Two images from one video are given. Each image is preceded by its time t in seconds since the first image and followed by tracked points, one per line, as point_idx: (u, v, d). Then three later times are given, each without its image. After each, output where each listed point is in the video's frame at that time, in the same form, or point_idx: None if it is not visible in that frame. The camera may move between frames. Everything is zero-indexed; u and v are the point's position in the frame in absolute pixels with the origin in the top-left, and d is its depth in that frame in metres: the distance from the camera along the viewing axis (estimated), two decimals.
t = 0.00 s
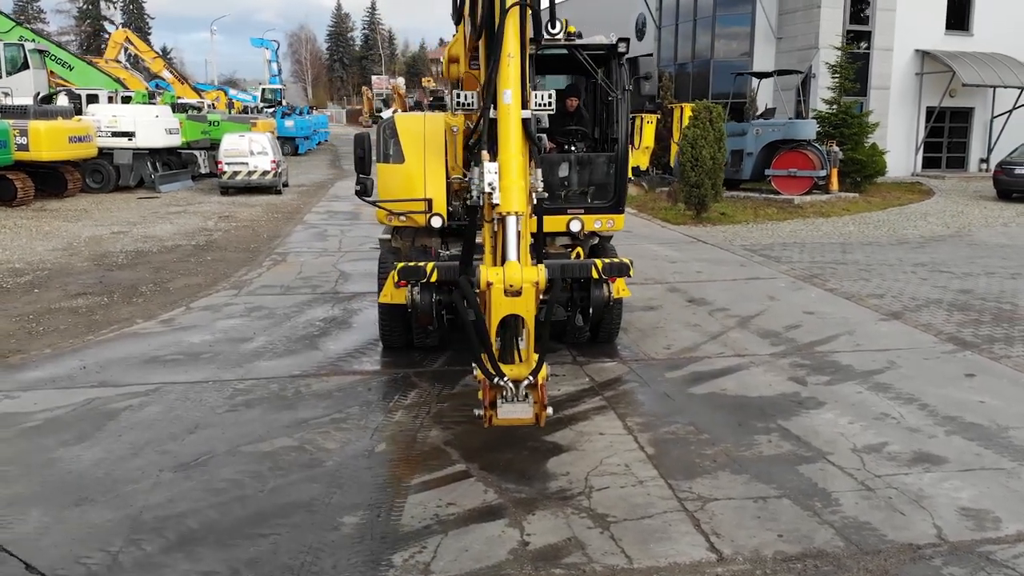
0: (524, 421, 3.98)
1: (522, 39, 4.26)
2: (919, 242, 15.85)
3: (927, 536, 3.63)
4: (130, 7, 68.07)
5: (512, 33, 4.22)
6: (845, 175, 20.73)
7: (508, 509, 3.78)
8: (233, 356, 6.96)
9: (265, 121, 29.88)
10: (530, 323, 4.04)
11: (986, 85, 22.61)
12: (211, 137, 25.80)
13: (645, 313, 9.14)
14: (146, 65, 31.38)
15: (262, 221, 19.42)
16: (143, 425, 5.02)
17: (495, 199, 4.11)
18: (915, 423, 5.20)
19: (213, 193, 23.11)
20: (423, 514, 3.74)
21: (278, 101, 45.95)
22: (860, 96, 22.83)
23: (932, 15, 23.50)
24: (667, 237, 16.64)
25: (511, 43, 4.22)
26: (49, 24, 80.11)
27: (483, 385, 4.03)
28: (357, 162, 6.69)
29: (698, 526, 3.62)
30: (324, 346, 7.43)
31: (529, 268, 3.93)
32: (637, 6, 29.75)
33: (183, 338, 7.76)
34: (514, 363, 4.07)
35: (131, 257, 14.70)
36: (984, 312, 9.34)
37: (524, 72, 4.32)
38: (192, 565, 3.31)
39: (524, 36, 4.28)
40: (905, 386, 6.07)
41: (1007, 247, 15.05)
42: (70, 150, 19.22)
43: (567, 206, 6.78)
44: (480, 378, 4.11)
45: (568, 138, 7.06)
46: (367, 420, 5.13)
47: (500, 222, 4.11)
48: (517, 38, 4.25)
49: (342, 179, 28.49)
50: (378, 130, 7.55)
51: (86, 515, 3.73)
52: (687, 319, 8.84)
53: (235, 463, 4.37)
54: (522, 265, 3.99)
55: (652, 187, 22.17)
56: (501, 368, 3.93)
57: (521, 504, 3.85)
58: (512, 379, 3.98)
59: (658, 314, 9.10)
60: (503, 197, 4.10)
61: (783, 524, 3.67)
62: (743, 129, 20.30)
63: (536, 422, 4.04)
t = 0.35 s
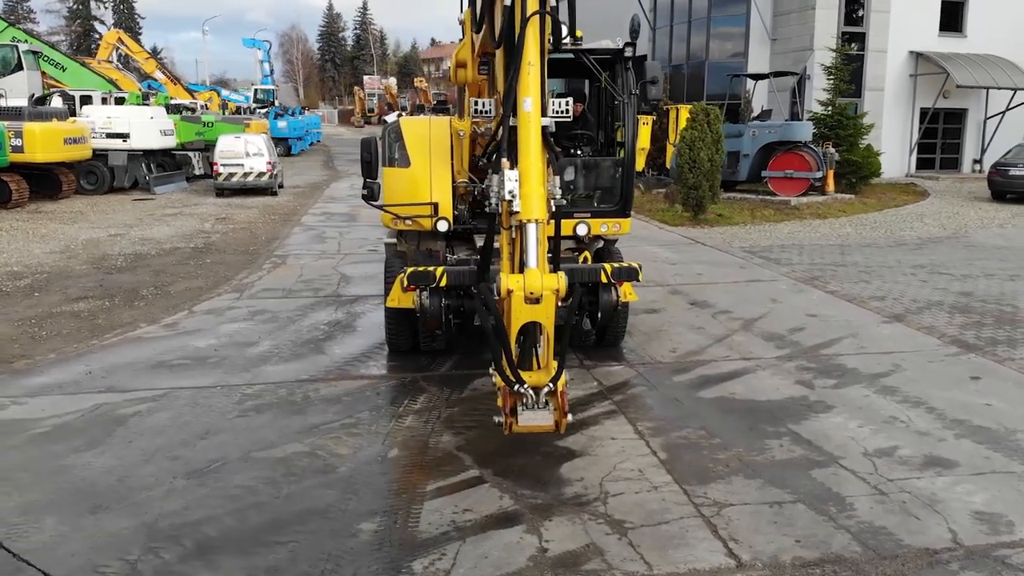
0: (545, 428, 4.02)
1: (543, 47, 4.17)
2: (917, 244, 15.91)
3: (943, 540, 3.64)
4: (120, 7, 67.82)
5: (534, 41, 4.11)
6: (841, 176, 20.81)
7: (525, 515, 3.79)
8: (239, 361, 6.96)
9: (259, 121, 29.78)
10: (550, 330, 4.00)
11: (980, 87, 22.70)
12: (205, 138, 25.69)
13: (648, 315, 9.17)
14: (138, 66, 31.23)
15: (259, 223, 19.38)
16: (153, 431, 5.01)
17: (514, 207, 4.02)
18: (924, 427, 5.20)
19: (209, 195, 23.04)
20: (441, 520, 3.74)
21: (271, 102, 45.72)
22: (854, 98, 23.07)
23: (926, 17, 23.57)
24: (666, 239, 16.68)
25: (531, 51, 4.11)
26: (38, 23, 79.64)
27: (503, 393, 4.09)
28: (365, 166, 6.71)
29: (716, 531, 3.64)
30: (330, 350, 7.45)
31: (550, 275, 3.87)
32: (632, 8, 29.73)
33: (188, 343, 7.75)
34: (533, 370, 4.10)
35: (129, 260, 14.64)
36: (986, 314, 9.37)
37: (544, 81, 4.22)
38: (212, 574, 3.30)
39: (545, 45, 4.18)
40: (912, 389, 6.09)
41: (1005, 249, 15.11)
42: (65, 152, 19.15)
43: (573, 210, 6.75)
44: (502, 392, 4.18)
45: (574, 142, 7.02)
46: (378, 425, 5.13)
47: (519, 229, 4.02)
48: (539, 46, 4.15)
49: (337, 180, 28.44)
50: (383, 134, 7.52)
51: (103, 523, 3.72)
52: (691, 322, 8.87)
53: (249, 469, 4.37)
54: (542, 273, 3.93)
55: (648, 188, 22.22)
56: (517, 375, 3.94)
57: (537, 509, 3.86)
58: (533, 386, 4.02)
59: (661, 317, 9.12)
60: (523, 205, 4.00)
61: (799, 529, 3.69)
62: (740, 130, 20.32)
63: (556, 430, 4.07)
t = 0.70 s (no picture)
0: (564, 436, 3.98)
1: (561, 55, 4.02)
2: (912, 246, 15.98)
3: (956, 545, 3.64)
4: (108, 7, 67.47)
5: (552, 49, 3.95)
6: (834, 178, 20.90)
7: (540, 522, 3.79)
8: (243, 366, 6.94)
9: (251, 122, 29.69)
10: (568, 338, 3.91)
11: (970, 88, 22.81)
12: (196, 139, 25.54)
13: (650, 319, 9.19)
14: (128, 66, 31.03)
15: (254, 226, 19.32)
16: (161, 437, 4.99)
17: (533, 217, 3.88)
18: (930, 430, 5.21)
19: (201, 196, 22.95)
20: (456, 528, 3.74)
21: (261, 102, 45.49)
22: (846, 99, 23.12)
23: (916, 19, 23.69)
24: (662, 241, 16.70)
25: (550, 58, 3.96)
26: (24, 24, 79.14)
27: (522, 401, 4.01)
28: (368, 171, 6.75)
29: (731, 537, 3.65)
30: (334, 355, 7.45)
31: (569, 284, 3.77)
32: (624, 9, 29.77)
33: (190, 348, 7.71)
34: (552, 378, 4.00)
35: (125, 263, 14.57)
36: (985, 317, 9.42)
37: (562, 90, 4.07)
38: None
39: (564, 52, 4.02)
40: (916, 393, 6.11)
41: (999, 250, 15.18)
42: (56, 154, 19.08)
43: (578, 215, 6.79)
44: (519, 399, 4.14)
45: (578, 146, 7.08)
46: (387, 431, 5.12)
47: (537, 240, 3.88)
48: (556, 54, 4.00)
49: (330, 181, 28.34)
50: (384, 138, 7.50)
51: (116, 533, 3.70)
52: (693, 325, 8.90)
53: (260, 477, 4.35)
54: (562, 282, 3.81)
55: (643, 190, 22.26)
56: (537, 383, 3.89)
57: (552, 516, 3.86)
58: (550, 393, 3.95)
59: (663, 320, 9.13)
60: (542, 214, 3.86)
61: (813, 534, 3.69)
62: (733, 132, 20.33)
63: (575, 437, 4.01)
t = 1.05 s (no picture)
0: (583, 445, 3.70)
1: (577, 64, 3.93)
2: (905, 247, 16.09)
3: (968, 548, 3.62)
4: (92, 7, 67.18)
5: (569, 57, 3.87)
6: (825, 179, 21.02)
7: (554, 529, 3.79)
8: (246, 371, 6.92)
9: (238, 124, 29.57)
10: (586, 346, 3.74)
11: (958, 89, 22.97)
12: (185, 140, 25.31)
13: (650, 322, 9.24)
14: (114, 66, 30.73)
15: (246, 228, 19.26)
16: (169, 444, 4.96)
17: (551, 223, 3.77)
18: (935, 433, 5.22)
19: (191, 198, 22.84)
20: (470, 535, 3.74)
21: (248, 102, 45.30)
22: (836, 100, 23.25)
23: (905, 21, 23.83)
24: (657, 243, 16.75)
25: (567, 66, 3.87)
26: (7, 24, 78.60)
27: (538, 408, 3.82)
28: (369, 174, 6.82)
29: (745, 543, 3.66)
30: (336, 359, 7.46)
31: (586, 289, 3.64)
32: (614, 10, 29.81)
33: (191, 352, 7.67)
34: (569, 385, 3.81)
35: (119, 267, 14.50)
36: (981, 318, 9.50)
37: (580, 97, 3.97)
38: None
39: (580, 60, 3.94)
40: (919, 396, 6.15)
41: (990, 252, 15.29)
42: (46, 156, 18.98)
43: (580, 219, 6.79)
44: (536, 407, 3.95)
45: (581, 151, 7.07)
46: (395, 437, 5.12)
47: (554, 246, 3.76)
48: (573, 63, 3.90)
49: (320, 182, 28.30)
50: (386, 144, 7.54)
51: (129, 542, 3.68)
52: (693, 328, 8.94)
53: (271, 484, 4.34)
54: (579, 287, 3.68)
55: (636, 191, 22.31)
56: (553, 389, 3.68)
57: (566, 523, 3.86)
58: (567, 401, 3.76)
59: (663, 323, 9.17)
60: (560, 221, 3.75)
61: (827, 539, 3.70)
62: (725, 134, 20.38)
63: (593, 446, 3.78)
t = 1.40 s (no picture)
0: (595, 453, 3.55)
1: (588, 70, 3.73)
2: (890, 248, 16.25)
3: (973, 550, 3.62)
4: (67, 6, 66.37)
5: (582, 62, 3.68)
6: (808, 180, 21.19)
7: (563, 535, 3.80)
8: (242, 377, 6.87)
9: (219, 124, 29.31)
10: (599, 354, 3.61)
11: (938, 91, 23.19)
12: (167, 142, 24.98)
13: (644, 324, 9.27)
14: (92, 67, 30.24)
15: (232, 230, 19.12)
16: (170, 451, 4.92)
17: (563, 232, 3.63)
18: (933, 435, 5.25)
19: (175, 200, 22.64)
20: (479, 542, 3.74)
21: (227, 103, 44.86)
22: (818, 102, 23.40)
23: (886, 22, 23.98)
24: (644, 245, 16.79)
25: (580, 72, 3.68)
26: None
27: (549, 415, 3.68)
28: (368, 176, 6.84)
29: (754, 547, 3.68)
30: (332, 364, 7.43)
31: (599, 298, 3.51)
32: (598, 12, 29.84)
33: (185, 357, 7.60)
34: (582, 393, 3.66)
35: (105, 270, 14.35)
36: (970, 319, 9.63)
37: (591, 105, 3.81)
38: None
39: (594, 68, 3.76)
40: (914, 397, 6.20)
41: (975, 253, 15.44)
42: (26, 158, 18.76)
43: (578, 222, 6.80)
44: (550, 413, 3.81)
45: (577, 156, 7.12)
46: (398, 443, 5.11)
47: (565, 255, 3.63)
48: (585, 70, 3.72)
49: (303, 183, 28.16)
50: (381, 149, 7.52)
51: (135, 553, 3.64)
52: (686, 330, 8.99)
53: (276, 492, 4.31)
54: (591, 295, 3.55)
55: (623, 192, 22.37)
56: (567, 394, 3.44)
57: (575, 528, 3.87)
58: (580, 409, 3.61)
59: (656, 325, 9.20)
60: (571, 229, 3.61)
61: (834, 542, 3.72)
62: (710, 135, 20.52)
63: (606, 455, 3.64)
